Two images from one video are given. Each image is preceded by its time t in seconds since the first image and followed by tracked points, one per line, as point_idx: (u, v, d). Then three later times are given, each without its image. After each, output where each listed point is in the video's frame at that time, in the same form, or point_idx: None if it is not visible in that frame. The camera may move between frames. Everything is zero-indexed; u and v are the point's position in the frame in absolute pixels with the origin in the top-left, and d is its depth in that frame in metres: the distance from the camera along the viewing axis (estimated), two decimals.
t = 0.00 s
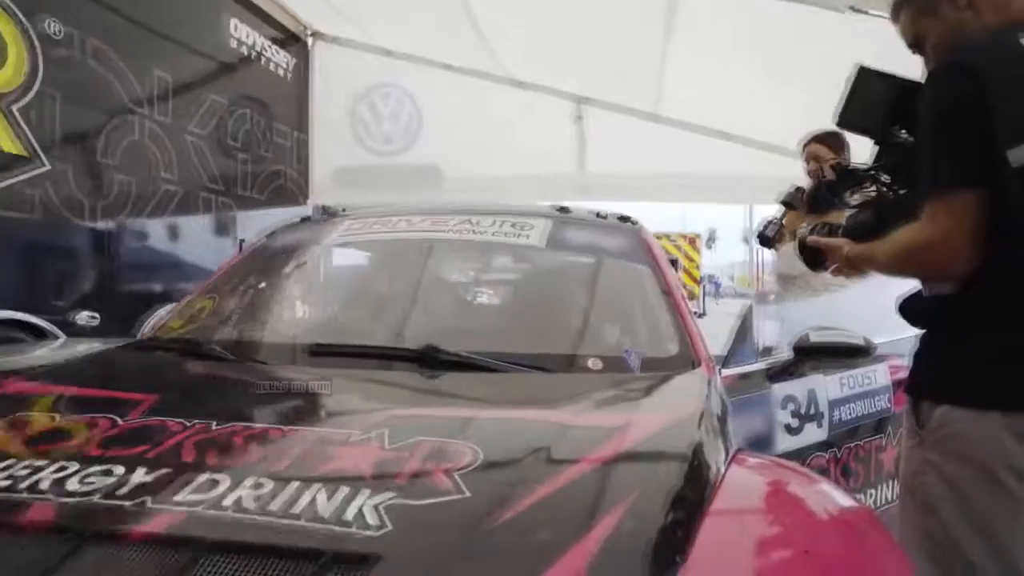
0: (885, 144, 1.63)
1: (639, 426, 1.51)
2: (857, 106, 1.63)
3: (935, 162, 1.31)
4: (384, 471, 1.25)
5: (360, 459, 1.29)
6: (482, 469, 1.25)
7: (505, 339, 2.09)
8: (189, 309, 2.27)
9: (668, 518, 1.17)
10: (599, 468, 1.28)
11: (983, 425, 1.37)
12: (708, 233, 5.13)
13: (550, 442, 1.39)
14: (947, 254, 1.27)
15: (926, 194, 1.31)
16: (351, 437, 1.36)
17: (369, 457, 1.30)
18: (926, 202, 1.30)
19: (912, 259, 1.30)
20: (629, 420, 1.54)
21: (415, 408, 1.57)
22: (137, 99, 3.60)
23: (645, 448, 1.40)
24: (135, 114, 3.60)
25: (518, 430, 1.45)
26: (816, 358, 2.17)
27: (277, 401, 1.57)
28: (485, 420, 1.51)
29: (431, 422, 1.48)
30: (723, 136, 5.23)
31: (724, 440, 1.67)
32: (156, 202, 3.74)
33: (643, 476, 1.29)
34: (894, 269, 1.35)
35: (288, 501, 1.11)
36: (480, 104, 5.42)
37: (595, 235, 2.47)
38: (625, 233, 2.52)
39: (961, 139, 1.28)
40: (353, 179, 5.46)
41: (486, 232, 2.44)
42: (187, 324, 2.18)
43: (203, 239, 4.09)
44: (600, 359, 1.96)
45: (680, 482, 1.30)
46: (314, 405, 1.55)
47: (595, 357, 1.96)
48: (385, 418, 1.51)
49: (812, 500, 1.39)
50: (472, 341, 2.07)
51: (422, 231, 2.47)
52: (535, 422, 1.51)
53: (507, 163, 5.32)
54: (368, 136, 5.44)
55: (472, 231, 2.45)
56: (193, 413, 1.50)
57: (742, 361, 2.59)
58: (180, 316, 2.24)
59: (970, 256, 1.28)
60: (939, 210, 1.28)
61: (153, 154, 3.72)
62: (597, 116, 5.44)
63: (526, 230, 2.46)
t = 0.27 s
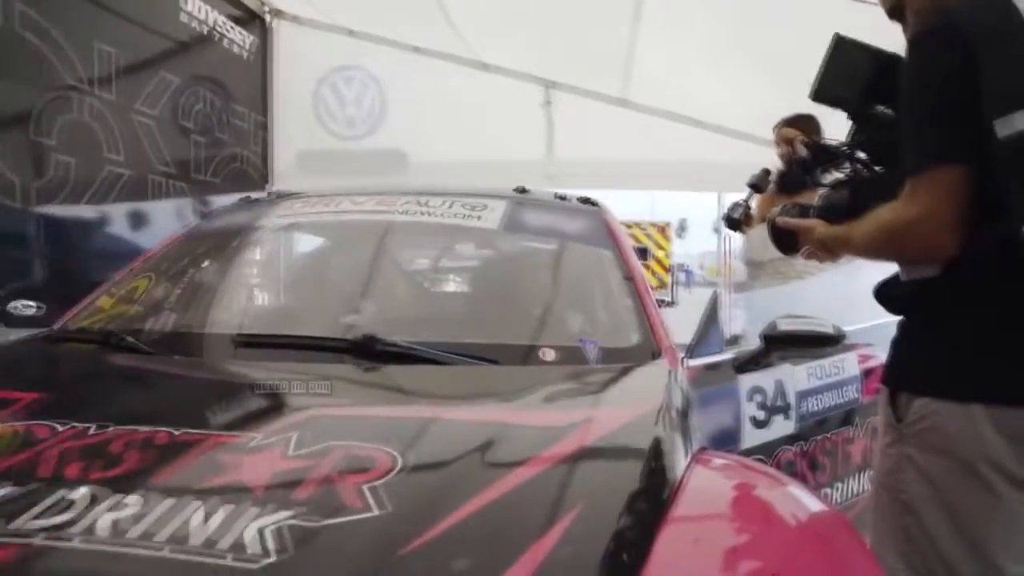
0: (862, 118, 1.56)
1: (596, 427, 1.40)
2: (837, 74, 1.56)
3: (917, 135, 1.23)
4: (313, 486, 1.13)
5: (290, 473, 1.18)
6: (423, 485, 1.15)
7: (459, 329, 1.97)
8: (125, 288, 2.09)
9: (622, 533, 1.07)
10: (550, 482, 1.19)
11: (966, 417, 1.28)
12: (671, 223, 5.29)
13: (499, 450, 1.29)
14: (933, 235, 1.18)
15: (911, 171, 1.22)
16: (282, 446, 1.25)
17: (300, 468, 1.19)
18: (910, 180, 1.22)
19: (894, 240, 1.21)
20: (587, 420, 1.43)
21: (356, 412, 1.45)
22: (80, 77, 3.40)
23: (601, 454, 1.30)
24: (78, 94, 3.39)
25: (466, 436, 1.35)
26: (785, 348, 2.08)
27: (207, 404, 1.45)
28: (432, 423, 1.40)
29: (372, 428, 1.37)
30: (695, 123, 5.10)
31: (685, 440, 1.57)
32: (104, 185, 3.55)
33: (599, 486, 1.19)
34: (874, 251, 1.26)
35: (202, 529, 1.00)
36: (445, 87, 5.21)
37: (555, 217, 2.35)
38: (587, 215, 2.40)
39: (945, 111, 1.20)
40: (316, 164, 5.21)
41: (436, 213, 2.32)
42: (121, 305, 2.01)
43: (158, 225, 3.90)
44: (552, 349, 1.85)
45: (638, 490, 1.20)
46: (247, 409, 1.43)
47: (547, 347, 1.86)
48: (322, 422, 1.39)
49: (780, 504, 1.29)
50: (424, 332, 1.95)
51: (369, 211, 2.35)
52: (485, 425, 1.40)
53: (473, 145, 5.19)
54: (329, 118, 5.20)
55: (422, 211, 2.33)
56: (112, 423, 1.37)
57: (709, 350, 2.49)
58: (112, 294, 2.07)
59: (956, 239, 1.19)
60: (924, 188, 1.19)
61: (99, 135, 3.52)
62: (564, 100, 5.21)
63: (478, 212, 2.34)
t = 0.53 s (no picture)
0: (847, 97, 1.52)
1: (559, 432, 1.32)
2: (819, 49, 1.51)
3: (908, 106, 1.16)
4: (211, 519, 1.03)
5: (218, 496, 1.08)
6: (364, 513, 1.06)
7: (420, 321, 1.87)
8: (64, 271, 1.97)
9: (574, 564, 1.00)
10: (505, 502, 1.10)
11: (957, 412, 1.21)
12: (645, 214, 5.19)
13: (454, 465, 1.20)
14: (926, 216, 1.14)
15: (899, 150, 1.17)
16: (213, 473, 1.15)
17: (233, 494, 1.09)
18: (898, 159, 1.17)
19: (883, 222, 1.16)
20: (549, 424, 1.35)
21: (303, 418, 1.35)
22: (26, 57, 3.24)
23: (563, 463, 1.21)
24: (24, 74, 3.23)
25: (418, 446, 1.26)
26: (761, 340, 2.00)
27: (143, 414, 1.35)
28: (383, 431, 1.30)
29: (317, 437, 1.27)
30: (667, 111, 5.10)
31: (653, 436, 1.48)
32: (54, 168, 3.40)
33: (559, 502, 1.11)
34: (860, 235, 1.21)
35: None
36: (417, 72, 5.07)
37: (521, 202, 2.25)
38: (554, 201, 2.30)
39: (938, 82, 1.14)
40: (281, 151, 5.00)
41: (391, 197, 2.19)
42: (57, 288, 1.89)
43: (113, 211, 3.76)
44: (512, 343, 1.75)
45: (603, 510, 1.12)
46: (187, 417, 1.34)
47: (507, 340, 1.76)
48: (265, 433, 1.29)
49: (755, 513, 1.21)
50: (382, 325, 1.85)
51: (323, 194, 2.19)
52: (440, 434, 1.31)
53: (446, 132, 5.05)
54: (296, 103, 5.02)
55: (375, 194, 2.19)
56: (31, 437, 1.26)
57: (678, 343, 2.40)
58: (49, 278, 1.94)
59: (948, 218, 1.15)
60: (915, 167, 1.14)
61: (47, 118, 3.36)
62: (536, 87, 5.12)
63: (438, 196, 2.20)
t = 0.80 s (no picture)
0: (839, 80, 1.45)
1: (538, 437, 1.26)
2: (812, 30, 1.46)
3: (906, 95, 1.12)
4: (123, 555, 0.95)
5: (146, 526, 1.00)
6: (338, 529, 1.00)
7: (394, 313, 1.79)
8: (10, 257, 1.88)
9: None
10: (484, 516, 1.04)
11: (959, 412, 1.16)
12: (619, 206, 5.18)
13: (432, 474, 1.14)
14: (925, 207, 1.10)
15: (898, 137, 1.13)
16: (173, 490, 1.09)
17: (148, 528, 0.99)
18: (897, 147, 1.12)
19: (881, 213, 1.13)
20: (525, 427, 1.29)
21: (267, 423, 1.28)
22: None
23: (547, 472, 1.16)
24: None
25: (392, 452, 1.19)
26: (744, 335, 1.93)
27: (100, 417, 1.29)
28: (353, 437, 1.23)
29: (284, 445, 1.20)
30: (642, 101, 5.07)
31: (634, 436, 1.41)
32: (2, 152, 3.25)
33: (544, 516, 1.06)
34: (856, 225, 1.18)
35: None
36: (388, 59, 4.90)
37: (493, 190, 2.16)
38: (529, 189, 2.22)
39: (941, 68, 1.09)
40: (250, 138, 4.82)
41: (357, 183, 2.11)
42: None
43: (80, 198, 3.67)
44: (483, 339, 1.67)
45: (588, 524, 1.07)
46: (150, 420, 1.27)
47: (479, 336, 1.68)
48: (232, 438, 1.22)
49: (742, 522, 1.17)
50: (339, 321, 1.75)
51: (287, 181, 2.11)
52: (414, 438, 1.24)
53: (419, 121, 4.93)
54: (266, 93, 4.78)
55: (341, 182, 2.11)
56: None
57: (660, 337, 2.31)
58: None
59: (949, 210, 1.10)
60: (915, 156, 1.10)
61: None
62: (511, 75, 5.03)
63: (406, 183, 2.12)
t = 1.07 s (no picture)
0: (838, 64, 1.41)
1: (524, 442, 1.23)
2: (814, 12, 1.41)
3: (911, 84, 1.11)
4: None
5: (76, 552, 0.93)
6: (326, 541, 0.96)
7: (376, 304, 1.72)
8: None
9: None
10: (476, 525, 1.01)
11: (971, 411, 1.15)
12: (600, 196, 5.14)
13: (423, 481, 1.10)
14: (935, 196, 1.09)
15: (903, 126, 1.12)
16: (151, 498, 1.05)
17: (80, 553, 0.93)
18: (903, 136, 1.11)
19: (888, 202, 1.12)
20: (510, 432, 1.25)
21: (240, 433, 1.22)
22: None
23: (540, 480, 1.13)
24: None
25: (367, 459, 1.15)
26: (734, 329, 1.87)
27: (68, 419, 1.25)
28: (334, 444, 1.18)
29: (262, 453, 1.16)
30: (621, 91, 5.01)
31: (621, 439, 1.37)
32: None
33: (535, 524, 1.03)
34: (860, 214, 1.18)
35: None
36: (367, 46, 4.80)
37: (471, 178, 2.07)
38: (510, 176, 2.13)
39: (945, 58, 1.07)
40: (222, 127, 4.68)
41: (329, 171, 2.00)
42: None
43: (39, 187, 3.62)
44: (461, 336, 1.60)
45: (588, 535, 1.04)
46: (118, 425, 1.23)
47: (456, 333, 1.61)
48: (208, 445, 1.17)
49: (736, 530, 1.17)
50: (306, 316, 1.66)
51: (255, 168, 2.00)
52: (402, 442, 1.21)
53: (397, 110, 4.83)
54: (239, 80, 4.66)
55: (311, 169, 2.01)
56: None
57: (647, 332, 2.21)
58: None
59: (961, 200, 1.09)
60: (922, 146, 1.08)
61: None
62: (491, 64, 4.95)
63: (379, 171, 2.02)
